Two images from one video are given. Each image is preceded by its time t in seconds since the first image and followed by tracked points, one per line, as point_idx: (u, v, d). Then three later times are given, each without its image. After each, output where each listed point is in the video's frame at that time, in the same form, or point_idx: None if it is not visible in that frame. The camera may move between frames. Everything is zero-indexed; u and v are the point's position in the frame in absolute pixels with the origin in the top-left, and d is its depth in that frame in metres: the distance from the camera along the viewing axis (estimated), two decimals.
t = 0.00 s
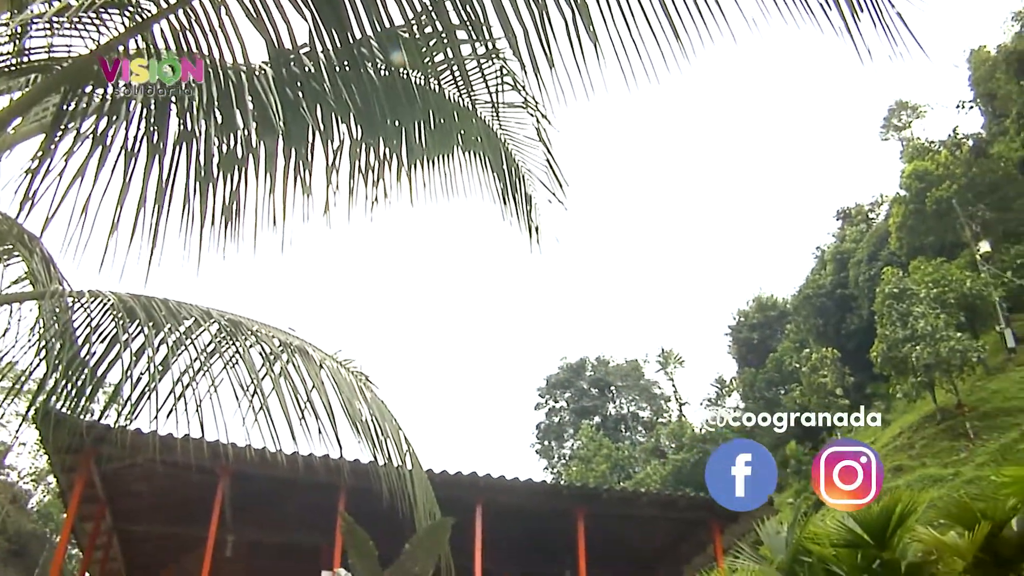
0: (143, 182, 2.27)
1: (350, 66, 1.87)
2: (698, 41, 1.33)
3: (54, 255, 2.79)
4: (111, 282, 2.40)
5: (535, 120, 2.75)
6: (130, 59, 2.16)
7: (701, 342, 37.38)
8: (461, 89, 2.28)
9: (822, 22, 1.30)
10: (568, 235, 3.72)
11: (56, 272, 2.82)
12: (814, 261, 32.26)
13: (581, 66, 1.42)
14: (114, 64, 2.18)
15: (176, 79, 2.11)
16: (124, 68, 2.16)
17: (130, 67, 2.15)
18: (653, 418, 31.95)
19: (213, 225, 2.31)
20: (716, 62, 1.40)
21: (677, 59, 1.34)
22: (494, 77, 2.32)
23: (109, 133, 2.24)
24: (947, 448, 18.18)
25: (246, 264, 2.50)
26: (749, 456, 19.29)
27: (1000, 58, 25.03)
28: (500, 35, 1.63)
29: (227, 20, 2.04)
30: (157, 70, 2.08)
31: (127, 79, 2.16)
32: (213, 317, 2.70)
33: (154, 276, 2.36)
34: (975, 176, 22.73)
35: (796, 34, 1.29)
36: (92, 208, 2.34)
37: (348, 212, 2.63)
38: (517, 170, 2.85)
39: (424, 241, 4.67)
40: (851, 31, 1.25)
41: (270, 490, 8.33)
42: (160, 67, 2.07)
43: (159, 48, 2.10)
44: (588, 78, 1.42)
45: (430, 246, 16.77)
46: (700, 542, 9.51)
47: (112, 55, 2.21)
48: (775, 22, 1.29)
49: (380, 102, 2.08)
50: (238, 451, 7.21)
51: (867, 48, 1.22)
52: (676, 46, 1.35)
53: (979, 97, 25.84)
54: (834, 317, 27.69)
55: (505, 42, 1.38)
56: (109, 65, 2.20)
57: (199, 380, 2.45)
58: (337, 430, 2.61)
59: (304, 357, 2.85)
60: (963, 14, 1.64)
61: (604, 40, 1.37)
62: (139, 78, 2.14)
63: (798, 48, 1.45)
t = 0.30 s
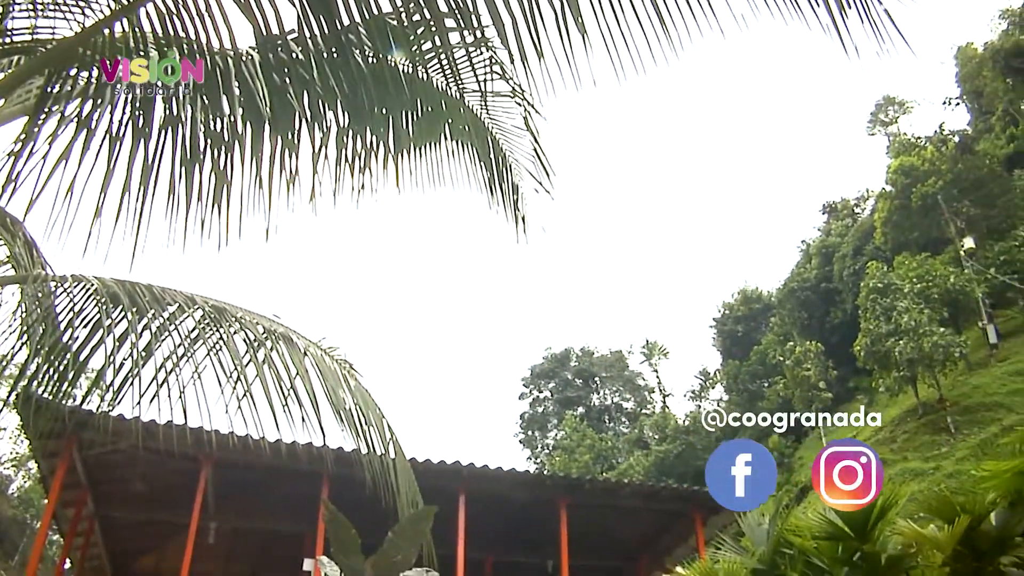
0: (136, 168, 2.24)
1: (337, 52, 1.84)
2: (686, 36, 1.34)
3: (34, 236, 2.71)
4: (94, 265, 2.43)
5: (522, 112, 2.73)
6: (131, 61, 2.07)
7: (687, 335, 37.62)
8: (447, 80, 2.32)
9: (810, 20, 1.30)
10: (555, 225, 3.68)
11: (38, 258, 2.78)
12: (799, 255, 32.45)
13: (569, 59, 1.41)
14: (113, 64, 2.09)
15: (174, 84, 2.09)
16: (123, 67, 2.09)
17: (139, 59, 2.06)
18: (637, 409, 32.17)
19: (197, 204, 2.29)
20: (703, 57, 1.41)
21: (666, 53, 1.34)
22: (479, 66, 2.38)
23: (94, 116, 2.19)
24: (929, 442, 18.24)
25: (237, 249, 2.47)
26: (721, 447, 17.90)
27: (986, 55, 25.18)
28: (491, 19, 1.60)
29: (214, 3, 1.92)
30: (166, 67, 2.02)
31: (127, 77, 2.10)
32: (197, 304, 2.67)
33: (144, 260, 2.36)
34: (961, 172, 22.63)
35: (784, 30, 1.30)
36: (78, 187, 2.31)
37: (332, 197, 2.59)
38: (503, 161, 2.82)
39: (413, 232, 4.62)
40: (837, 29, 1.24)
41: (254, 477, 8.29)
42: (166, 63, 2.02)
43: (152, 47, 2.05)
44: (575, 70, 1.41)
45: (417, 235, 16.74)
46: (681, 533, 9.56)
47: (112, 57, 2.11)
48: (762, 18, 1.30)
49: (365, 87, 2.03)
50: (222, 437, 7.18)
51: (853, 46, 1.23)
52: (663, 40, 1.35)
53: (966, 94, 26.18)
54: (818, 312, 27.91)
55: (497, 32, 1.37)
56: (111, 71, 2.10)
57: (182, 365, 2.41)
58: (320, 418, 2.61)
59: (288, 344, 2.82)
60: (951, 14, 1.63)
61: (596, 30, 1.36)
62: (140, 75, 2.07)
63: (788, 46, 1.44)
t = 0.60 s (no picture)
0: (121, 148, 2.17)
1: (323, 39, 1.90)
2: (672, 29, 1.39)
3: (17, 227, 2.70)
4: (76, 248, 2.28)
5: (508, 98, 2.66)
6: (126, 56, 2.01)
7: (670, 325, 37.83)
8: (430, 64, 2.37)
9: (794, 16, 1.35)
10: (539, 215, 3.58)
11: (16, 238, 2.77)
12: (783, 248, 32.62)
13: (555, 49, 1.44)
14: (113, 64, 2.07)
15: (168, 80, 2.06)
16: (124, 67, 2.04)
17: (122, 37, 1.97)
18: (618, 398, 32.38)
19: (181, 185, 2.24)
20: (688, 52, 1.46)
21: (651, 44, 1.38)
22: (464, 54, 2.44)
23: (77, 97, 2.14)
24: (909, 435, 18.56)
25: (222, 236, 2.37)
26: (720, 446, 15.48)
27: (972, 51, 25.35)
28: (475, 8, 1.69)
29: None
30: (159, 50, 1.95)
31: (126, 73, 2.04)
32: (179, 288, 2.62)
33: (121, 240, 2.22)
34: (944, 168, 22.93)
35: (771, 25, 1.34)
36: (58, 171, 2.18)
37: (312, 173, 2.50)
38: (486, 149, 2.73)
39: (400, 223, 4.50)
40: (823, 23, 1.30)
41: (234, 462, 8.25)
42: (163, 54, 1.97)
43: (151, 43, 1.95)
44: (562, 62, 1.44)
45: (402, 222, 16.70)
46: (662, 523, 9.62)
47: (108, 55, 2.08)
48: (749, 14, 1.34)
49: (350, 71, 2.08)
50: (202, 422, 7.13)
51: (837, 40, 1.28)
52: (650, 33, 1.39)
53: (951, 89, 26.31)
54: (801, 304, 28.12)
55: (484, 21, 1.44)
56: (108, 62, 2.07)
57: (163, 350, 2.39)
58: (302, 405, 2.54)
59: (270, 329, 2.77)
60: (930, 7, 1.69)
61: (578, 23, 1.43)
62: (139, 67, 2.01)
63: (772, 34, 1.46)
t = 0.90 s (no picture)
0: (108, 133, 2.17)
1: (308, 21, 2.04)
2: (659, 22, 1.43)
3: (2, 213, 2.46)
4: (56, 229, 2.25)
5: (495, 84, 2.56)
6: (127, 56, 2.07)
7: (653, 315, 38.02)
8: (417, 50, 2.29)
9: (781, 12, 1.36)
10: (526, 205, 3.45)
11: None
12: (766, 239, 32.80)
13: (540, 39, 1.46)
14: (111, 65, 2.07)
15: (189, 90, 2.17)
16: (123, 69, 2.07)
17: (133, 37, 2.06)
18: (600, 386, 32.52)
19: (164, 175, 2.23)
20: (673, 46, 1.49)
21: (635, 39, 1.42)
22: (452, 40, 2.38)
23: (57, 77, 2.12)
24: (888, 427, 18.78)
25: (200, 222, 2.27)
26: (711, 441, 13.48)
27: (958, 46, 25.58)
28: None
29: None
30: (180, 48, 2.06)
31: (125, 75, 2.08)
32: (161, 271, 2.58)
33: (105, 226, 2.20)
34: (929, 161, 23.00)
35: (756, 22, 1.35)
36: (39, 152, 2.14)
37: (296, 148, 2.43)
38: (469, 135, 2.62)
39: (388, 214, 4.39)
40: (807, 22, 1.31)
41: (215, 447, 8.20)
42: (169, 58, 2.05)
43: (160, 51, 2.05)
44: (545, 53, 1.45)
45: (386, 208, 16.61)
46: (641, 511, 9.66)
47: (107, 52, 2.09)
48: (733, 10, 1.35)
49: (338, 56, 2.11)
50: (183, 406, 7.07)
51: (822, 38, 1.29)
52: (637, 29, 1.45)
53: (936, 83, 26.61)
54: (783, 295, 28.27)
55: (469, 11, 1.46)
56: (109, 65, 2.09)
57: (144, 334, 2.39)
58: (283, 390, 2.48)
59: (253, 313, 2.72)
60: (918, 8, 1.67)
61: (565, 13, 1.47)
62: (139, 80, 2.08)
63: (754, 38, 1.56)
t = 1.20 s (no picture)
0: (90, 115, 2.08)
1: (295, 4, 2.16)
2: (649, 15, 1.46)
3: None
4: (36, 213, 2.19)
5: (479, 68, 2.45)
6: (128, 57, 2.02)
7: (635, 303, 38.24)
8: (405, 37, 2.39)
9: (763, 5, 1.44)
10: (516, 201, 3.39)
11: None
12: (750, 229, 32.98)
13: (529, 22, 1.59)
14: (113, 63, 2.02)
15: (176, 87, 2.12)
16: (123, 68, 2.02)
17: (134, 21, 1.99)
18: (583, 373, 32.78)
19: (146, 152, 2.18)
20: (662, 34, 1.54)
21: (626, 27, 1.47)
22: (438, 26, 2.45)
23: (39, 55, 2.00)
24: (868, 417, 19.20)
25: (191, 206, 2.28)
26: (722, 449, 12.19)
27: (943, 40, 25.86)
28: None
29: None
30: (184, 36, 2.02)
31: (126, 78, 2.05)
32: (143, 253, 2.54)
33: (91, 208, 2.14)
34: (913, 154, 23.16)
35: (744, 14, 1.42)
36: (20, 130, 2.02)
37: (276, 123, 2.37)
38: (451, 122, 2.55)
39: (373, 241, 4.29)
40: (794, 15, 1.39)
41: (196, 430, 8.14)
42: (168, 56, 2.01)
43: (144, 32, 1.99)
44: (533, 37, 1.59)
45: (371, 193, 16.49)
46: (622, 499, 9.72)
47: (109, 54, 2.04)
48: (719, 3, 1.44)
49: (322, 41, 2.23)
50: (164, 389, 6.99)
51: (808, 33, 1.38)
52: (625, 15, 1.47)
53: (921, 75, 27.54)
54: (766, 285, 28.49)
55: None
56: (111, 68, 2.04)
57: (125, 316, 2.36)
58: (265, 372, 2.46)
59: (235, 297, 2.68)
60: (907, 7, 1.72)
61: None
62: (140, 79, 2.05)
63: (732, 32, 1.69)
